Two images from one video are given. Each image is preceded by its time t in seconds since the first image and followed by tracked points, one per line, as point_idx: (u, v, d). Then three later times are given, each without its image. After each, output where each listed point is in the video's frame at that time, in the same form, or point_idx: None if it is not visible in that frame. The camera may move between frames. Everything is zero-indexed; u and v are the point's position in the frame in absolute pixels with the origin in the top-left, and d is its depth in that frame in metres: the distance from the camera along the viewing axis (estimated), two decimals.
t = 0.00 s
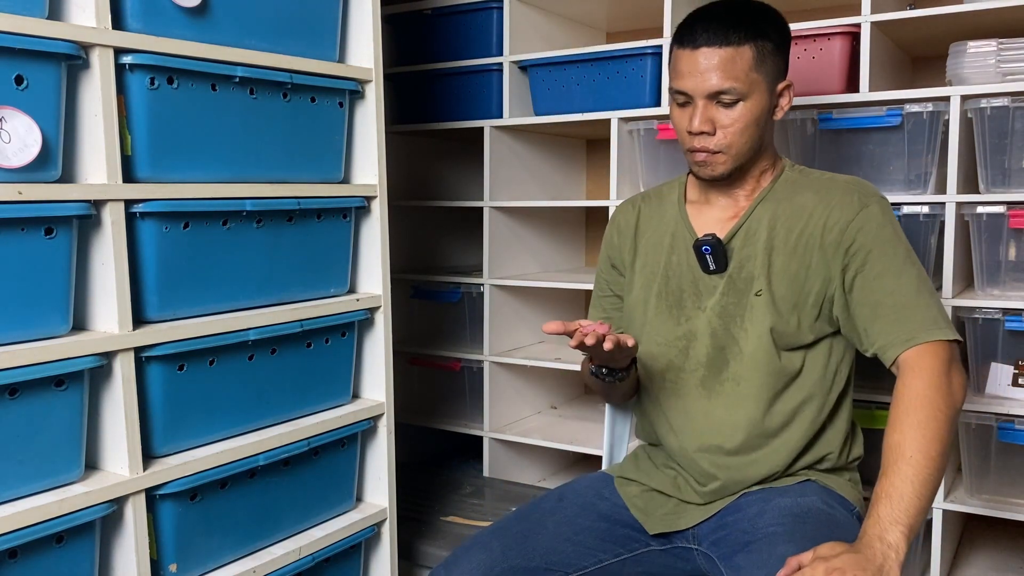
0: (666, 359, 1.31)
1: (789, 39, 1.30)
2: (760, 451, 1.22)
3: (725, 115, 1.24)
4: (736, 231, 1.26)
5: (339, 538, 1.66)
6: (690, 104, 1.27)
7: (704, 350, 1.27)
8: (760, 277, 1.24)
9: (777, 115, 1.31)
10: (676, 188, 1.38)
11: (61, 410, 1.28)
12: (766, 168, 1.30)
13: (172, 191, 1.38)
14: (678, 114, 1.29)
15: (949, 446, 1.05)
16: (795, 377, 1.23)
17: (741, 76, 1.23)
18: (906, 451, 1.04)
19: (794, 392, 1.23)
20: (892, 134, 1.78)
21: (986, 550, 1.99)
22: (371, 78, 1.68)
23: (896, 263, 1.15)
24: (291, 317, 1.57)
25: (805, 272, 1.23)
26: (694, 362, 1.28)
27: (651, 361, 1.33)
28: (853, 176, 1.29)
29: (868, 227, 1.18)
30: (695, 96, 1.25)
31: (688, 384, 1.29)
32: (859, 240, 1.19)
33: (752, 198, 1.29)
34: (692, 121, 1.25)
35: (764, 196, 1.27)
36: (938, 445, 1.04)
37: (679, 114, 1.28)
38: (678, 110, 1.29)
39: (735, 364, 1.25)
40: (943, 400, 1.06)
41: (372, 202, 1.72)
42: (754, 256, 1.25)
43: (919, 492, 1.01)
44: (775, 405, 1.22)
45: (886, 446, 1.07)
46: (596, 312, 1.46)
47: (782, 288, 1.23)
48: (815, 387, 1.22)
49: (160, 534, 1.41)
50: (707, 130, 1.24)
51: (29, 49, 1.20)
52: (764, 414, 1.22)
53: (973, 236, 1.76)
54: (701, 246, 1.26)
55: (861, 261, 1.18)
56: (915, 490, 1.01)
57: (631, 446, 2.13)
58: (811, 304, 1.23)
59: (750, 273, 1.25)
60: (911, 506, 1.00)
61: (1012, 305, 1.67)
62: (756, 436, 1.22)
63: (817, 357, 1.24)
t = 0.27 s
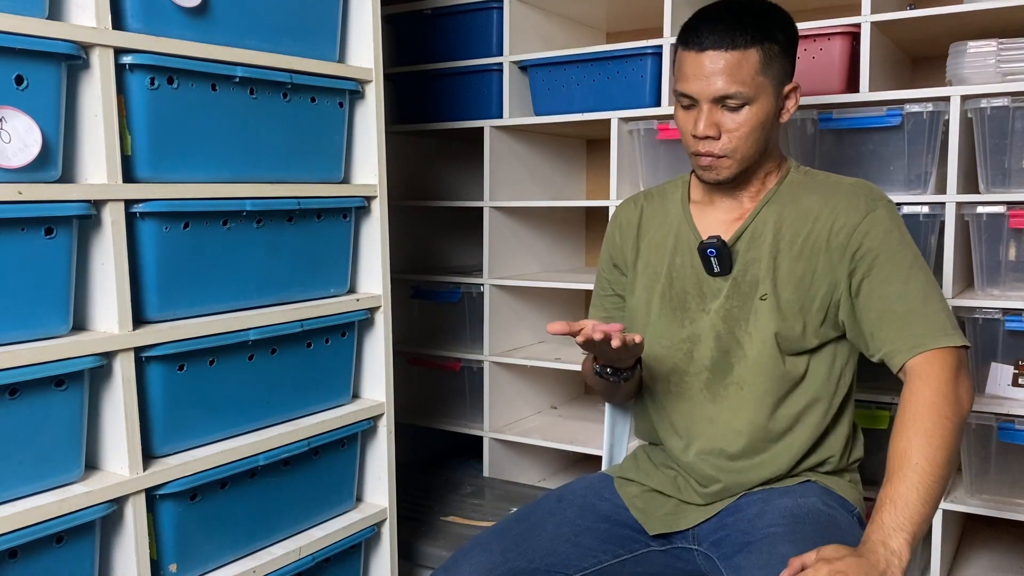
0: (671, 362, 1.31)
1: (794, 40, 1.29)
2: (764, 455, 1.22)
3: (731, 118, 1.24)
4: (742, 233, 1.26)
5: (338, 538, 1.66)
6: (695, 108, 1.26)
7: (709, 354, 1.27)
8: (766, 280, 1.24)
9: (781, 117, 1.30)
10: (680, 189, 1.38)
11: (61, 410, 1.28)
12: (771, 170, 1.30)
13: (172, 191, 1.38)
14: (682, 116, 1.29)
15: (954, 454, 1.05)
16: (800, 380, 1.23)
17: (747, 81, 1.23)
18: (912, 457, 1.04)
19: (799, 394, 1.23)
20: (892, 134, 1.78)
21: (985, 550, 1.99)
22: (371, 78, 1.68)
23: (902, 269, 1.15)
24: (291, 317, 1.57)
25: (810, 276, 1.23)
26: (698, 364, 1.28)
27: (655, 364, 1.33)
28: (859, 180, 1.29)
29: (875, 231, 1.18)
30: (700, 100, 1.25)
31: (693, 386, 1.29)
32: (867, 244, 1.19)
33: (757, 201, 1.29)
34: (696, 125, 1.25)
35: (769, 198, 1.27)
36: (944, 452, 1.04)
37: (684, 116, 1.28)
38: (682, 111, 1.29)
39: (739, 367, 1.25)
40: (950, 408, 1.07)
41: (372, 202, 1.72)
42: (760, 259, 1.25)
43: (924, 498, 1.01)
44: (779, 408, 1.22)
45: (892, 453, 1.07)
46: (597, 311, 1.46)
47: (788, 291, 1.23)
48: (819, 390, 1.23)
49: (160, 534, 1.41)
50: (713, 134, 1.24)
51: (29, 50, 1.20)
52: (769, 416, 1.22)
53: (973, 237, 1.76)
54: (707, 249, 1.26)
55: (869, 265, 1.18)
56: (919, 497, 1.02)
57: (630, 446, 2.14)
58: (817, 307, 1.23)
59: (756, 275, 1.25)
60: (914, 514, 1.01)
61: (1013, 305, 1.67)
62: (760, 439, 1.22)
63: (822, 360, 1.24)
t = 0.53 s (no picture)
0: (674, 364, 1.31)
1: (803, 46, 1.31)
2: (769, 456, 1.22)
3: (721, 111, 1.26)
4: (745, 234, 1.26)
5: (338, 538, 1.66)
6: (691, 94, 1.28)
7: (714, 357, 1.26)
8: (769, 282, 1.24)
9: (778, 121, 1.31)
10: (680, 187, 1.36)
11: (61, 410, 1.28)
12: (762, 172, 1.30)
13: (172, 191, 1.38)
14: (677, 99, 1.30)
15: (942, 444, 1.05)
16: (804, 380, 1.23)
17: (744, 75, 1.25)
18: (900, 447, 1.03)
19: (804, 395, 1.23)
20: (892, 134, 1.78)
21: (986, 550, 1.99)
22: (371, 78, 1.68)
23: (899, 262, 1.16)
24: (291, 317, 1.57)
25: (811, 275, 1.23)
26: (704, 367, 1.28)
27: (658, 365, 1.32)
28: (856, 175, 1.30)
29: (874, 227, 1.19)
30: (695, 86, 1.27)
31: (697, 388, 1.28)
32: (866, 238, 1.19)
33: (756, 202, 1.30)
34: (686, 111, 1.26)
35: (770, 198, 1.27)
36: (932, 442, 1.03)
37: (679, 100, 1.29)
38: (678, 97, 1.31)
39: (744, 369, 1.24)
40: (939, 399, 1.06)
41: (372, 202, 1.72)
42: (763, 260, 1.25)
43: (911, 487, 1.01)
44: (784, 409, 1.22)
45: (880, 442, 1.06)
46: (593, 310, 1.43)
47: (791, 292, 1.23)
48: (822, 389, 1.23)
49: (160, 534, 1.41)
50: (699, 122, 1.26)
51: (29, 50, 1.20)
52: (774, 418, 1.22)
53: (973, 237, 1.76)
54: (712, 253, 1.25)
55: (868, 260, 1.18)
56: (907, 488, 1.01)
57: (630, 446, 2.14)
58: (819, 306, 1.23)
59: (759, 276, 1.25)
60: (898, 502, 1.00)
61: (1012, 305, 1.67)
62: (764, 439, 1.22)
63: (824, 358, 1.24)
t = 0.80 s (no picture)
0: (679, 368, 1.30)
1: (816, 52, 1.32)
2: (775, 459, 1.23)
3: (745, 101, 1.23)
4: (751, 244, 1.25)
5: (338, 538, 1.66)
6: (712, 83, 1.25)
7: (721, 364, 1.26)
8: (776, 291, 1.23)
9: (788, 124, 1.30)
10: (683, 189, 1.35)
11: (61, 410, 1.28)
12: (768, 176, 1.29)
13: (172, 191, 1.38)
14: (693, 90, 1.27)
15: (915, 451, 1.07)
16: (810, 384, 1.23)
17: (771, 63, 1.23)
18: (874, 457, 1.06)
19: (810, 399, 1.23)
20: (892, 134, 1.78)
21: (986, 550, 1.99)
22: (371, 78, 1.68)
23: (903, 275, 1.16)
24: (291, 317, 1.57)
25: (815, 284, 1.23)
26: (713, 379, 1.27)
27: (667, 375, 1.32)
28: (852, 172, 1.31)
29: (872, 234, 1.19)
30: (720, 72, 1.24)
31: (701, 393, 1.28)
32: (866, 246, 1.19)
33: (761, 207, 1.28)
34: (711, 97, 1.22)
35: (773, 204, 1.26)
36: (904, 451, 1.06)
37: (698, 89, 1.26)
38: (695, 86, 1.27)
39: (754, 381, 1.24)
40: (911, 407, 1.08)
41: (372, 202, 1.72)
42: (769, 267, 1.24)
43: (887, 498, 1.03)
44: (794, 414, 1.23)
45: (855, 452, 1.09)
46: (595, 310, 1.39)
47: (795, 300, 1.22)
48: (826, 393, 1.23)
49: (160, 534, 1.41)
50: (726, 109, 1.22)
51: (29, 50, 1.20)
52: (782, 423, 1.23)
53: (973, 237, 1.76)
54: (726, 268, 1.24)
55: (866, 266, 1.18)
56: (884, 501, 1.03)
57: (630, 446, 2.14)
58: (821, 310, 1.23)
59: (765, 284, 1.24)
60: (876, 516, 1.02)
61: (1012, 305, 1.67)
62: (771, 442, 1.23)
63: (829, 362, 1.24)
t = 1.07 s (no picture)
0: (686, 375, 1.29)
1: (833, 66, 1.26)
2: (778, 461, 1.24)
3: (741, 117, 1.18)
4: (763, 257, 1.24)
5: (338, 538, 1.66)
6: (710, 93, 1.20)
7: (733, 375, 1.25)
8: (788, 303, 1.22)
9: (791, 141, 1.26)
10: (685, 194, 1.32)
11: (61, 410, 1.28)
12: (771, 190, 1.25)
13: (172, 191, 1.38)
14: (692, 98, 1.23)
15: (906, 461, 1.07)
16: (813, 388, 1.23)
17: (772, 79, 1.18)
18: (866, 470, 1.06)
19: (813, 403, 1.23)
20: (892, 134, 1.78)
21: (986, 550, 1.99)
22: (371, 78, 1.68)
23: (901, 274, 1.16)
24: (291, 317, 1.57)
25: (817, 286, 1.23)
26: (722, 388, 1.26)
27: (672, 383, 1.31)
28: (850, 162, 1.29)
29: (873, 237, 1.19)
30: (717, 84, 1.19)
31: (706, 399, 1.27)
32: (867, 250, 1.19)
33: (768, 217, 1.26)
34: (704, 110, 1.19)
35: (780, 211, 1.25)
36: (897, 462, 1.06)
37: (696, 98, 1.22)
38: (694, 94, 1.23)
39: (758, 386, 1.24)
40: (904, 417, 1.08)
41: (372, 202, 1.72)
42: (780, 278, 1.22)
43: (879, 512, 1.03)
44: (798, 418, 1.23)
45: (847, 463, 1.09)
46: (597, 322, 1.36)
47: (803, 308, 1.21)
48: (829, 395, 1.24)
49: (160, 534, 1.41)
50: (716, 125, 1.18)
51: (29, 49, 1.20)
52: (786, 428, 1.23)
53: (973, 236, 1.76)
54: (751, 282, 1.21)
55: (865, 268, 1.18)
56: (874, 514, 1.03)
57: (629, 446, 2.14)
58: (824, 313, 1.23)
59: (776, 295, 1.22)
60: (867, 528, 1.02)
61: (1013, 305, 1.67)
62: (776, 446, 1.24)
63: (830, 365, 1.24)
